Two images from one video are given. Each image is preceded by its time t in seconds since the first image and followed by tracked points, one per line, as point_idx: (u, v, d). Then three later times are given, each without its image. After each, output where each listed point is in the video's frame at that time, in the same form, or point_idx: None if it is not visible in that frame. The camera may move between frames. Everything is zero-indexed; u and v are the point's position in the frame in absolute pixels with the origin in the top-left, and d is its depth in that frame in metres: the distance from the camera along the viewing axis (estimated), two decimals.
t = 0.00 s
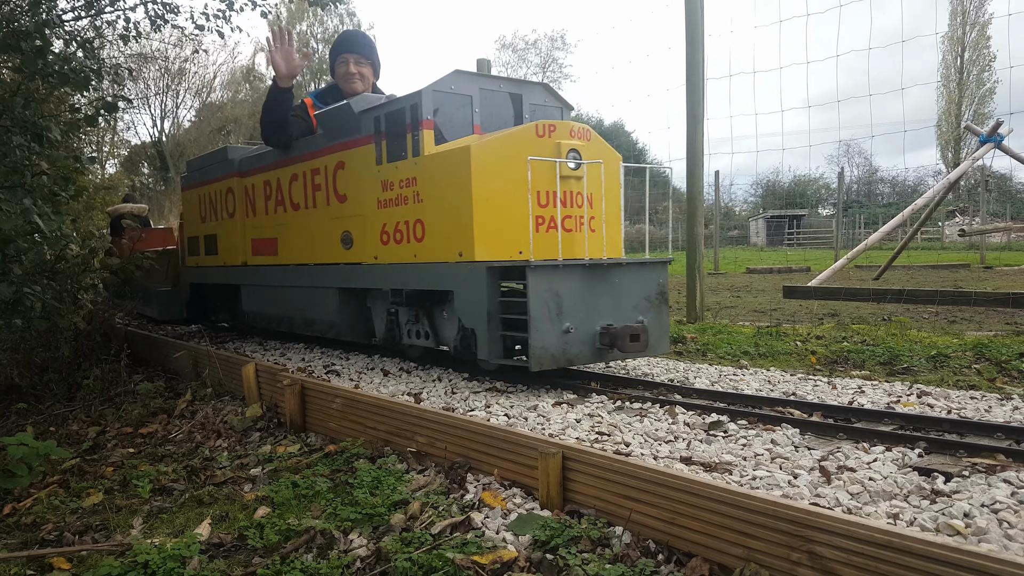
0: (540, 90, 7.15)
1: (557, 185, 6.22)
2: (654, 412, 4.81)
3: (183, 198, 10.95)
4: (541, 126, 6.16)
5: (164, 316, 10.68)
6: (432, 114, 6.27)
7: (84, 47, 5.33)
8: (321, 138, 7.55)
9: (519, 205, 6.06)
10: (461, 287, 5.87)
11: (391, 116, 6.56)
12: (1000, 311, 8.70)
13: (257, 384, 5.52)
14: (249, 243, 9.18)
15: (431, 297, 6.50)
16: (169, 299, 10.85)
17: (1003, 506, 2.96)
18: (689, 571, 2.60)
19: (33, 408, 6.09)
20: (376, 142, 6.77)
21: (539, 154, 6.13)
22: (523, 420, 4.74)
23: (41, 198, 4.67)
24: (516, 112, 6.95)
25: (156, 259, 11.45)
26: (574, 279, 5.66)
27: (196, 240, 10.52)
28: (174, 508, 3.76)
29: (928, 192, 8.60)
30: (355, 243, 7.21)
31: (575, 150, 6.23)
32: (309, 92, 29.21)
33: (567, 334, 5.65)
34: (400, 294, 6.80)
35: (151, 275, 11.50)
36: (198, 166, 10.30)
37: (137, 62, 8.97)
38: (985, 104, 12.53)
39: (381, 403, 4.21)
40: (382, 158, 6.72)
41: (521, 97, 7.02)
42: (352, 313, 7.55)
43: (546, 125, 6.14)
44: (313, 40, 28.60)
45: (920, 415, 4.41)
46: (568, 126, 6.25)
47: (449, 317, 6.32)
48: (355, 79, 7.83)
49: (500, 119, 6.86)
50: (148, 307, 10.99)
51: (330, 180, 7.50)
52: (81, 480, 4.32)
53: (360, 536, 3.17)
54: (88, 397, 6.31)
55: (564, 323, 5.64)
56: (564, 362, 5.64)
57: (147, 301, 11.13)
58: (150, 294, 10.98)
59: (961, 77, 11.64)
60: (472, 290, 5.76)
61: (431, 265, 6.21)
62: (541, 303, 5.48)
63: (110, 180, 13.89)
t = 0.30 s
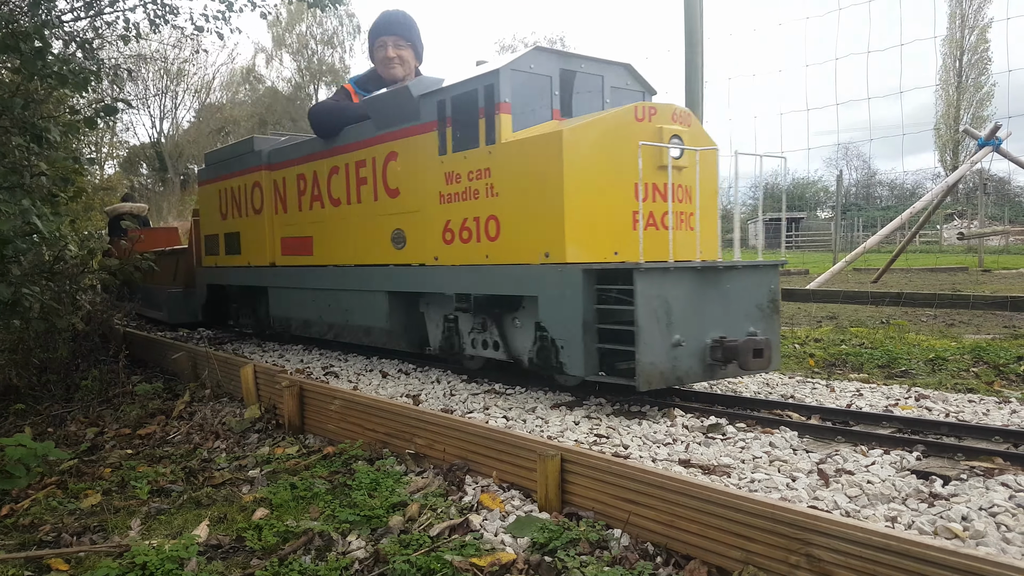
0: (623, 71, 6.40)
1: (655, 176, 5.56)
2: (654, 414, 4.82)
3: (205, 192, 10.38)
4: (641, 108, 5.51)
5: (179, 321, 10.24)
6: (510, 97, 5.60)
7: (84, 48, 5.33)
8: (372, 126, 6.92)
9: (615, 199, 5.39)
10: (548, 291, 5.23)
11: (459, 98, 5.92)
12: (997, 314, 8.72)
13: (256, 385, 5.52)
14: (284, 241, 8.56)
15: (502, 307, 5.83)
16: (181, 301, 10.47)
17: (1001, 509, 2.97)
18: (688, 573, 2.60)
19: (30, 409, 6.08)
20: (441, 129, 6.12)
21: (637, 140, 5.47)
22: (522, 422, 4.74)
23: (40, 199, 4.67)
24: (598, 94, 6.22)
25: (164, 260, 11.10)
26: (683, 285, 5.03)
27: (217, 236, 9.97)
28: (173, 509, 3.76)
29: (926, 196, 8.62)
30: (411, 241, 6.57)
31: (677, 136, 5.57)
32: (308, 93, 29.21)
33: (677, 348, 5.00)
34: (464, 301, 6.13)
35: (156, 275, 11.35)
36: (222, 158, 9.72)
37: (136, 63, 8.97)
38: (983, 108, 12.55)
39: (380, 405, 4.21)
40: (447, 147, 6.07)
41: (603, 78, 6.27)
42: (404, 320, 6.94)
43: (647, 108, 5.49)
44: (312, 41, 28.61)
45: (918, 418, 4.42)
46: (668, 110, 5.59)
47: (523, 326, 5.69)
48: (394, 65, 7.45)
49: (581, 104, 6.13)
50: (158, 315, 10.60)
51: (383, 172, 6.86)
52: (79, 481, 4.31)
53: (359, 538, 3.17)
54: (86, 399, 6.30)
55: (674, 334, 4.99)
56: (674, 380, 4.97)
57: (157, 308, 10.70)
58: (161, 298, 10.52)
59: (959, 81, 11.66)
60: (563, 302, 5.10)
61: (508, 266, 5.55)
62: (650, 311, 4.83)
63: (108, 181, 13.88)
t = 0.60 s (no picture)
0: (721, 47, 5.69)
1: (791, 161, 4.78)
2: (653, 415, 4.82)
3: (228, 189, 9.78)
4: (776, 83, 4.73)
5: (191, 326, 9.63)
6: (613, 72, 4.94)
7: (82, 50, 5.33)
8: (433, 111, 6.27)
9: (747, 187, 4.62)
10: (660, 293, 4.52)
11: (548, 75, 5.25)
12: (996, 314, 8.72)
13: (256, 387, 5.51)
14: (324, 241, 7.88)
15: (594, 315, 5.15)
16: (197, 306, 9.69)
17: (1000, 509, 2.97)
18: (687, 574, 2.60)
19: (30, 411, 6.07)
20: (523, 112, 5.46)
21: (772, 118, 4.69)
22: (522, 424, 4.74)
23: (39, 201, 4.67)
24: (699, 73, 5.52)
25: (176, 263, 10.55)
26: (837, 288, 4.28)
27: (244, 236, 9.34)
28: (172, 511, 3.76)
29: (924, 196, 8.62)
30: (481, 239, 5.87)
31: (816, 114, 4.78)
32: (307, 95, 29.21)
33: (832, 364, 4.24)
34: (547, 307, 5.41)
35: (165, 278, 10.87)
36: (249, 151, 9.08)
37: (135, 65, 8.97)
38: (981, 108, 12.54)
39: (379, 406, 4.20)
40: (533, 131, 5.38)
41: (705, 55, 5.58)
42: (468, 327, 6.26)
43: (783, 83, 4.72)
44: (310, 43, 28.59)
45: (917, 419, 4.42)
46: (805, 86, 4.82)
47: (619, 336, 5.02)
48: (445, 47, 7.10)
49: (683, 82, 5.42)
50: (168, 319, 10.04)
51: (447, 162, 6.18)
52: (79, 483, 4.31)
53: (358, 540, 3.16)
54: (85, 401, 6.31)
55: (828, 347, 4.23)
56: (829, 402, 4.21)
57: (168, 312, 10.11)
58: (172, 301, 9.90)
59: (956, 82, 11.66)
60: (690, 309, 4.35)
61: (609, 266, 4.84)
62: (804, 319, 4.09)
63: (106, 183, 13.88)
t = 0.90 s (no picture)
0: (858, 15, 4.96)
1: (972, 142, 4.09)
2: (652, 416, 4.82)
3: (263, 178, 9.24)
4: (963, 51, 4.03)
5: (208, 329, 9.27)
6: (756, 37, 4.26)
7: (82, 50, 5.32)
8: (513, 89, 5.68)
9: (927, 171, 3.92)
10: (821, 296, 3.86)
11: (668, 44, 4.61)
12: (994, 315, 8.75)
13: (255, 387, 5.51)
14: (376, 237, 7.28)
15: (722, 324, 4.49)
16: (212, 309, 9.34)
17: (999, 510, 2.97)
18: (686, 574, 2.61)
19: (28, 411, 6.06)
20: (632, 87, 4.81)
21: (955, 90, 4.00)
22: (521, 424, 4.74)
23: (38, 200, 4.67)
24: (837, 42, 4.81)
25: (192, 261, 10.19)
26: None
27: (283, 229, 8.78)
28: (171, 510, 3.76)
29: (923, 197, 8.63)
30: (574, 233, 5.24)
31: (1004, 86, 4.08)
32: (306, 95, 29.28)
33: None
34: (664, 313, 4.75)
35: (178, 277, 10.55)
36: (291, 137, 8.51)
37: (134, 64, 8.96)
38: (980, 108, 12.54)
39: (380, 405, 4.20)
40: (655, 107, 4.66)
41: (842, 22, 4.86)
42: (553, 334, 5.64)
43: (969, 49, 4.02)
44: (310, 42, 28.60)
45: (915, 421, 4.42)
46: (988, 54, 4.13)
47: (755, 346, 4.39)
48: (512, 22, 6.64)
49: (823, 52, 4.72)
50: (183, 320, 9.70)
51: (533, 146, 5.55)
52: (77, 482, 4.31)
53: (357, 539, 3.16)
54: (84, 402, 6.33)
55: None
56: None
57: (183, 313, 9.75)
58: (190, 302, 9.50)
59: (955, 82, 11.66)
60: (873, 318, 3.65)
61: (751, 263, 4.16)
62: None
63: (106, 183, 13.89)
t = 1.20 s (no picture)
0: None
1: None
2: (652, 415, 4.82)
3: (299, 168, 8.42)
4: None
5: (230, 334, 8.84)
6: None
7: (81, 50, 5.32)
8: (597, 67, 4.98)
9: None
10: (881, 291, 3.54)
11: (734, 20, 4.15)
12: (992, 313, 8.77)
13: (254, 387, 5.51)
14: (433, 232, 6.50)
15: (855, 327, 3.86)
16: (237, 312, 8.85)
17: (999, 509, 2.97)
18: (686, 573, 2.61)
19: (28, 411, 6.05)
20: (783, 49, 3.95)
21: None
22: (522, 423, 4.74)
23: (37, 200, 4.67)
24: None
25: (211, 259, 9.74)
26: None
27: (324, 225, 8.00)
28: (171, 510, 3.76)
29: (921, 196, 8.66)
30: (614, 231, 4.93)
31: None
32: (306, 95, 29.31)
33: None
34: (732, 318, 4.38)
35: (195, 275, 10.17)
36: (336, 121, 7.68)
37: (134, 64, 8.96)
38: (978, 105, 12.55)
39: (380, 405, 4.19)
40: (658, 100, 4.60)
41: None
42: (663, 341, 4.84)
43: None
44: (310, 42, 28.61)
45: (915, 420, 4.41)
46: None
47: (946, 358, 3.59)
48: None
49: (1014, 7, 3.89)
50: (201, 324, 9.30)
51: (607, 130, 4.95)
52: (77, 482, 4.31)
53: (357, 539, 3.16)
54: (83, 402, 6.33)
55: None
56: None
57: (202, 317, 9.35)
58: (209, 305, 9.06)
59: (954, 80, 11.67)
60: None
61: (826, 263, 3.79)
62: None
63: (105, 183, 13.89)
